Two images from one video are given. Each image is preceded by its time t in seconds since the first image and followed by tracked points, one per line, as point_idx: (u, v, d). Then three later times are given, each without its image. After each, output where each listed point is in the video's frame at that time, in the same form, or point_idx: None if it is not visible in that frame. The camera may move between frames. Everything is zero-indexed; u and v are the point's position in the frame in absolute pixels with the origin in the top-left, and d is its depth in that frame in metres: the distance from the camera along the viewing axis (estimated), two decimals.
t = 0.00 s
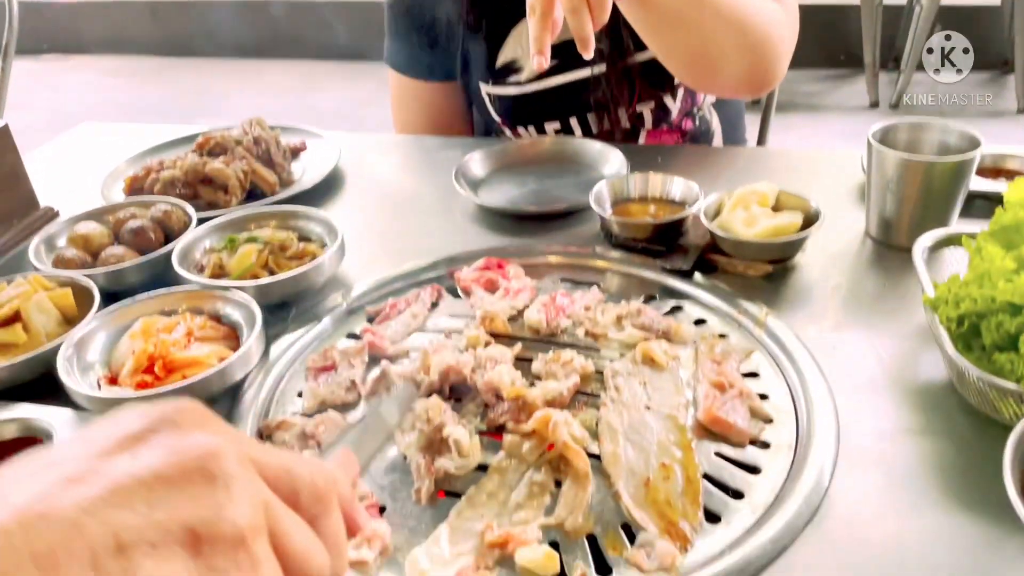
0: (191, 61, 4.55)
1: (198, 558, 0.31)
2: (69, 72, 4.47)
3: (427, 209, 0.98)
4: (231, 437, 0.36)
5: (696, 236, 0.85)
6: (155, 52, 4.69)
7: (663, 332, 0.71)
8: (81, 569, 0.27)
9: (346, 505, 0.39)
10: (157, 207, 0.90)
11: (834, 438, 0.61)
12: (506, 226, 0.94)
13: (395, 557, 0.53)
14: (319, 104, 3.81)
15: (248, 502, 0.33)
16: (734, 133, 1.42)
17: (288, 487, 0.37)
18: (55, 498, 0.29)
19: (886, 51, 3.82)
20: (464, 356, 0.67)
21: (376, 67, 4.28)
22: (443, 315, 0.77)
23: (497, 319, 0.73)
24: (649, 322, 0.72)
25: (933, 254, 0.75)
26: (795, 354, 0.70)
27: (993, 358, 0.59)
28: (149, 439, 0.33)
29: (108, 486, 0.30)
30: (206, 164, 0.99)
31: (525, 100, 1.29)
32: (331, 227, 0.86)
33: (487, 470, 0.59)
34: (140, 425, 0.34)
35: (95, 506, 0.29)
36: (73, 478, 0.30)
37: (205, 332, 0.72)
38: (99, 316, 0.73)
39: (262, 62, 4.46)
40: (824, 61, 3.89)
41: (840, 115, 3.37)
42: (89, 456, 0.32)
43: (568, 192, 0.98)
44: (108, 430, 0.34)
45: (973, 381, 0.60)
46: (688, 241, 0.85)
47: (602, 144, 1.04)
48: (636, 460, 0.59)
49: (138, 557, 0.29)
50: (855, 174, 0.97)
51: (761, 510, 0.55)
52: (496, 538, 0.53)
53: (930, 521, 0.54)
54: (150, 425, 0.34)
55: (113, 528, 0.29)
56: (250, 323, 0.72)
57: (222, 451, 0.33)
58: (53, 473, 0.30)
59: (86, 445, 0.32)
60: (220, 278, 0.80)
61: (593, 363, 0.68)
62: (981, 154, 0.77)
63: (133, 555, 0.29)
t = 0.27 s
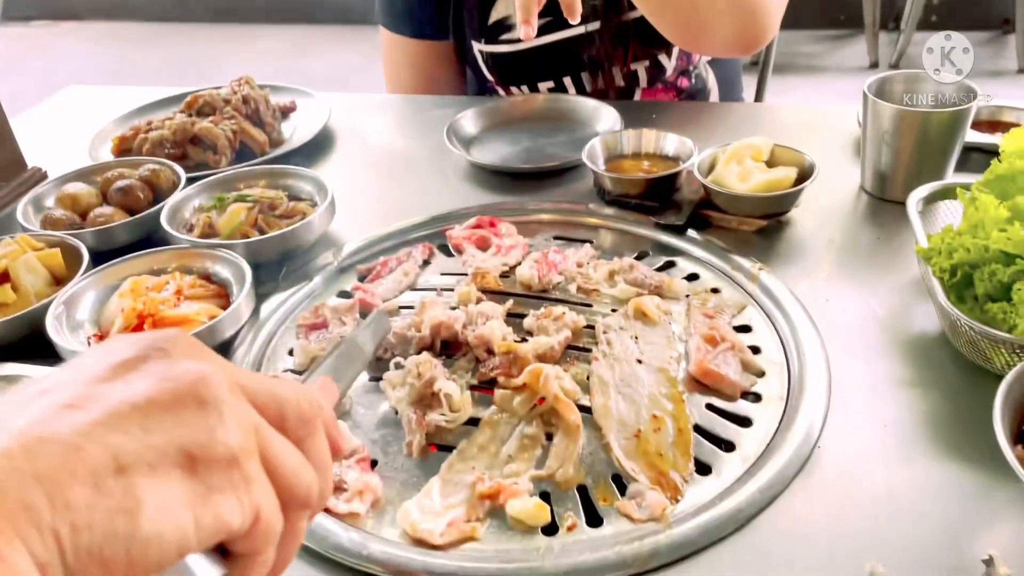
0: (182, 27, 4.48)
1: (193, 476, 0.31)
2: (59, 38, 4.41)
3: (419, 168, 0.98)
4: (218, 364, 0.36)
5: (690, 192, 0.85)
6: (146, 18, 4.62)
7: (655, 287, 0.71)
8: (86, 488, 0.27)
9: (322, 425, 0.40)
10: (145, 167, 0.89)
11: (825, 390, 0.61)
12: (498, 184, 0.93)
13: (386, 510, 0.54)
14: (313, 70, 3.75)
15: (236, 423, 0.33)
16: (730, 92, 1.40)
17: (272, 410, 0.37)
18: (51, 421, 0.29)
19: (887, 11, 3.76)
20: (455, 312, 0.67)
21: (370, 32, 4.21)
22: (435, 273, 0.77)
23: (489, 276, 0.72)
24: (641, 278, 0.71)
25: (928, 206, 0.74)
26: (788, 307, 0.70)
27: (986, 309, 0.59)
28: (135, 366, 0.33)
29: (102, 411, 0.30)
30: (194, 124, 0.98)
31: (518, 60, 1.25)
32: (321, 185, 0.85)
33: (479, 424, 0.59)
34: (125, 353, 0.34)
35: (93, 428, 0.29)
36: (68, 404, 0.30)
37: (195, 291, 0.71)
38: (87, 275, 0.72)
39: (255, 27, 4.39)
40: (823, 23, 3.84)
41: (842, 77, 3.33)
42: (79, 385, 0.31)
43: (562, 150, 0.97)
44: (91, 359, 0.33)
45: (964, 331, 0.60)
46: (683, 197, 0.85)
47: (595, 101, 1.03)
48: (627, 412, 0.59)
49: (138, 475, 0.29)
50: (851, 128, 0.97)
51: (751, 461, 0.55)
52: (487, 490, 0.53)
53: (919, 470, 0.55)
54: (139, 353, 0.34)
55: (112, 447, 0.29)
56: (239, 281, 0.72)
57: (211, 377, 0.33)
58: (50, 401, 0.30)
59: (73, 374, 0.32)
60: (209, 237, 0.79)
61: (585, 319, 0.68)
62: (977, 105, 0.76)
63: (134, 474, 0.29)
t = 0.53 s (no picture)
0: (177, 8, 4.44)
1: (126, 486, 0.26)
2: (52, 20, 4.37)
3: (413, 152, 0.97)
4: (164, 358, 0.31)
5: (684, 176, 0.84)
6: None
7: (648, 273, 0.71)
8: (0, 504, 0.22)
9: (275, 423, 0.36)
10: (136, 152, 0.88)
11: (818, 376, 0.61)
12: (492, 170, 0.93)
13: (377, 498, 0.54)
14: (308, 52, 3.72)
15: (181, 424, 0.29)
16: (726, 74, 1.39)
17: (219, 407, 0.33)
18: None
19: None
20: (446, 300, 0.66)
21: (366, 14, 4.17)
22: (427, 259, 0.77)
23: (481, 262, 0.72)
24: (634, 264, 0.71)
25: (923, 190, 0.73)
26: (781, 293, 0.69)
27: (979, 296, 0.59)
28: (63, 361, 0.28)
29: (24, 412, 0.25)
30: (185, 109, 0.97)
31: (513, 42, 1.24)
32: (312, 169, 0.84)
33: (470, 411, 0.59)
34: (48, 346, 0.29)
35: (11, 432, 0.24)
36: None
37: (185, 278, 0.71)
38: (77, 263, 0.72)
39: (250, 8, 4.36)
40: (823, 4, 3.82)
41: (841, 58, 3.31)
42: None
43: (556, 134, 0.97)
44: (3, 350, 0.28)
45: (956, 317, 0.59)
46: (677, 182, 0.84)
47: (589, 84, 1.02)
48: (619, 399, 0.59)
49: (62, 486, 0.24)
50: (847, 112, 0.96)
51: (742, 448, 0.55)
52: (477, 478, 0.53)
53: (910, 457, 0.55)
54: (72, 342, 0.29)
55: (35, 454, 0.24)
56: (230, 268, 0.71)
57: (155, 375, 0.29)
58: None
59: None
60: (200, 223, 0.78)
61: (577, 305, 0.67)
62: (973, 88, 0.76)
63: (59, 485, 0.24)
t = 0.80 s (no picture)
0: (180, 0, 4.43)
1: (177, 338, 0.36)
2: (56, 12, 4.36)
3: (419, 149, 0.97)
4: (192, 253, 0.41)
5: (691, 176, 0.84)
6: None
7: (654, 275, 0.70)
8: (86, 341, 0.33)
9: (291, 315, 0.45)
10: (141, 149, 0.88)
11: (825, 380, 0.61)
12: (498, 168, 0.92)
13: (381, 501, 0.54)
14: (313, 43, 3.72)
15: (209, 296, 0.38)
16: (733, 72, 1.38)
17: (245, 297, 0.42)
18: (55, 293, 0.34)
19: None
20: (451, 300, 0.66)
21: (373, 5, 4.16)
22: (433, 259, 0.76)
23: (486, 263, 0.72)
24: (640, 266, 0.70)
25: (931, 192, 0.73)
26: (788, 296, 0.69)
27: (988, 301, 0.58)
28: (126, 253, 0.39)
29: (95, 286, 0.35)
30: (190, 105, 0.97)
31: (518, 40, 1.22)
32: (317, 168, 0.84)
33: (475, 414, 0.59)
34: (116, 247, 0.39)
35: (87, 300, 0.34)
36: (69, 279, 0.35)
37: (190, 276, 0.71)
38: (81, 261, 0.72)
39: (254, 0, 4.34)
40: None
41: (847, 54, 3.29)
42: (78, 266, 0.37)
43: (562, 132, 0.96)
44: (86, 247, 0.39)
45: (965, 321, 0.59)
46: (683, 181, 0.84)
47: (596, 81, 1.01)
48: (624, 403, 0.59)
49: (129, 334, 0.34)
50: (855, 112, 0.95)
51: (749, 453, 0.55)
52: (481, 481, 0.53)
53: (916, 462, 0.54)
54: (130, 245, 0.40)
55: (105, 314, 0.34)
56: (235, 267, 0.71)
57: (191, 262, 0.39)
58: (53, 277, 0.36)
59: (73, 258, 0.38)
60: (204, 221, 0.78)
61: (582, 307, 0.67)
62: (984, 90, 0.75)
63: (126, 334, 0.34)
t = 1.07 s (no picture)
0: None
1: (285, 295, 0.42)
2: (79, 10, 4.38)
3: (452, 158, 0.97)
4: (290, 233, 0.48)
5: (727, 190, 0.84)
6: None
7: (692, 291, 0.70)
8: (212, 285, 0.40)
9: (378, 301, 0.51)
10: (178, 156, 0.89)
11: (867, 400, 0.60)
12: (531, 178, 0.92)
13: (421, 515, 0.54)
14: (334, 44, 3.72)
15: (315, 264, 0.45)
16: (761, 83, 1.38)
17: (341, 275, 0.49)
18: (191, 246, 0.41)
19: None
20: (489, 313, 0.66)
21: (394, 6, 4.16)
22: (470, 270, 0.76)
23: (523, 276, 0.71)
24: (677, 281, 0.70)
25: (973, 211, 0.72)
26: (828, 313, 0.68)
27: None
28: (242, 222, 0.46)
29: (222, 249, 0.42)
30: (225, 112, 0.98)
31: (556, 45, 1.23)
32: (353, 177, 0.84)
33: (514, 428, 0.59)
34: (234, 218, 0.46)
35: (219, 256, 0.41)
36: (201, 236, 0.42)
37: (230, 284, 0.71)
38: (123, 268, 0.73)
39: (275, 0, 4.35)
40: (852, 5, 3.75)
41: (871, 61, 3.25)
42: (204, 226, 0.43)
43: (595, 142, 0.96)
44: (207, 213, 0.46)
45: (1010, 344, 0.58)
46: (720, 196, 0.83)
47: (630, 92, 1.01)
48: (664, 420, 0.58)
49: (248, 285, 0.41)
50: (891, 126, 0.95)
51: (791, 474, 0.55)
52: (523, 497, 0.53)
53: (960, 486, 0.54)
54: (250, 216, 0.47)
55: (230, 266, 0.41)
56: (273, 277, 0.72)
57: (298, 237, 0.45)
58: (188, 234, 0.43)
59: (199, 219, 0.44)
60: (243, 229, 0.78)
61: (620, 322, 0.67)
62: None
63: (245, 284, 0.41)
